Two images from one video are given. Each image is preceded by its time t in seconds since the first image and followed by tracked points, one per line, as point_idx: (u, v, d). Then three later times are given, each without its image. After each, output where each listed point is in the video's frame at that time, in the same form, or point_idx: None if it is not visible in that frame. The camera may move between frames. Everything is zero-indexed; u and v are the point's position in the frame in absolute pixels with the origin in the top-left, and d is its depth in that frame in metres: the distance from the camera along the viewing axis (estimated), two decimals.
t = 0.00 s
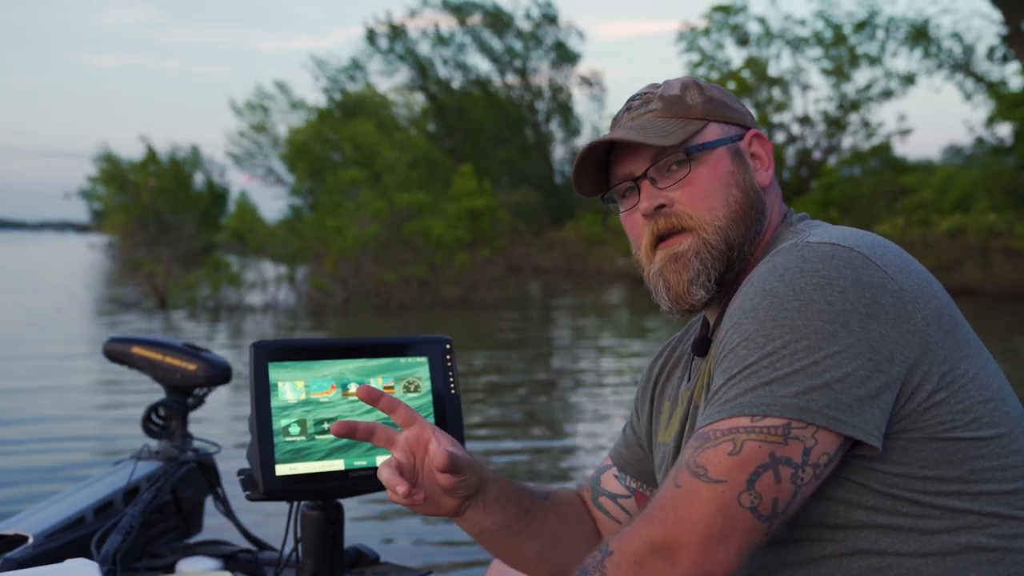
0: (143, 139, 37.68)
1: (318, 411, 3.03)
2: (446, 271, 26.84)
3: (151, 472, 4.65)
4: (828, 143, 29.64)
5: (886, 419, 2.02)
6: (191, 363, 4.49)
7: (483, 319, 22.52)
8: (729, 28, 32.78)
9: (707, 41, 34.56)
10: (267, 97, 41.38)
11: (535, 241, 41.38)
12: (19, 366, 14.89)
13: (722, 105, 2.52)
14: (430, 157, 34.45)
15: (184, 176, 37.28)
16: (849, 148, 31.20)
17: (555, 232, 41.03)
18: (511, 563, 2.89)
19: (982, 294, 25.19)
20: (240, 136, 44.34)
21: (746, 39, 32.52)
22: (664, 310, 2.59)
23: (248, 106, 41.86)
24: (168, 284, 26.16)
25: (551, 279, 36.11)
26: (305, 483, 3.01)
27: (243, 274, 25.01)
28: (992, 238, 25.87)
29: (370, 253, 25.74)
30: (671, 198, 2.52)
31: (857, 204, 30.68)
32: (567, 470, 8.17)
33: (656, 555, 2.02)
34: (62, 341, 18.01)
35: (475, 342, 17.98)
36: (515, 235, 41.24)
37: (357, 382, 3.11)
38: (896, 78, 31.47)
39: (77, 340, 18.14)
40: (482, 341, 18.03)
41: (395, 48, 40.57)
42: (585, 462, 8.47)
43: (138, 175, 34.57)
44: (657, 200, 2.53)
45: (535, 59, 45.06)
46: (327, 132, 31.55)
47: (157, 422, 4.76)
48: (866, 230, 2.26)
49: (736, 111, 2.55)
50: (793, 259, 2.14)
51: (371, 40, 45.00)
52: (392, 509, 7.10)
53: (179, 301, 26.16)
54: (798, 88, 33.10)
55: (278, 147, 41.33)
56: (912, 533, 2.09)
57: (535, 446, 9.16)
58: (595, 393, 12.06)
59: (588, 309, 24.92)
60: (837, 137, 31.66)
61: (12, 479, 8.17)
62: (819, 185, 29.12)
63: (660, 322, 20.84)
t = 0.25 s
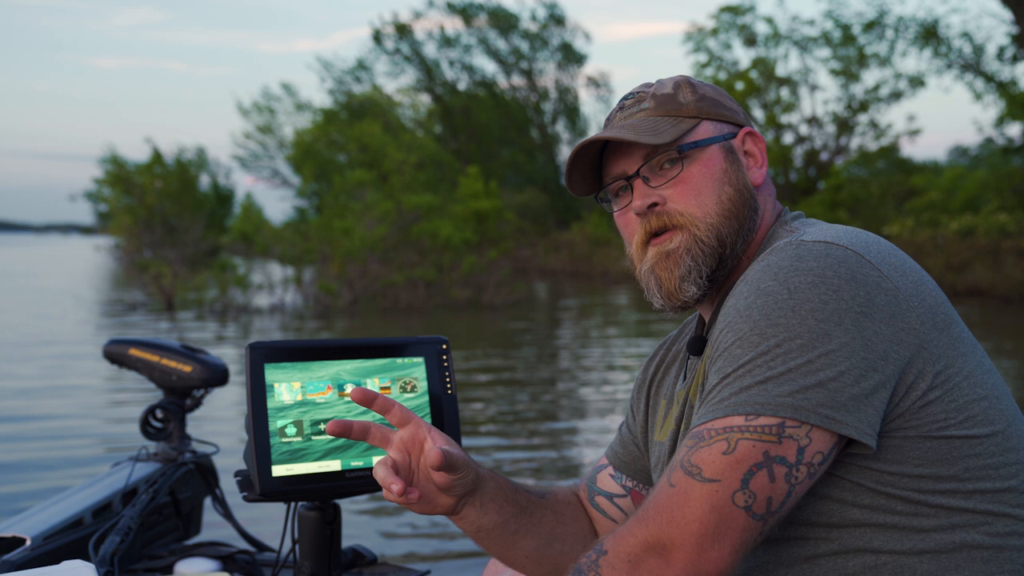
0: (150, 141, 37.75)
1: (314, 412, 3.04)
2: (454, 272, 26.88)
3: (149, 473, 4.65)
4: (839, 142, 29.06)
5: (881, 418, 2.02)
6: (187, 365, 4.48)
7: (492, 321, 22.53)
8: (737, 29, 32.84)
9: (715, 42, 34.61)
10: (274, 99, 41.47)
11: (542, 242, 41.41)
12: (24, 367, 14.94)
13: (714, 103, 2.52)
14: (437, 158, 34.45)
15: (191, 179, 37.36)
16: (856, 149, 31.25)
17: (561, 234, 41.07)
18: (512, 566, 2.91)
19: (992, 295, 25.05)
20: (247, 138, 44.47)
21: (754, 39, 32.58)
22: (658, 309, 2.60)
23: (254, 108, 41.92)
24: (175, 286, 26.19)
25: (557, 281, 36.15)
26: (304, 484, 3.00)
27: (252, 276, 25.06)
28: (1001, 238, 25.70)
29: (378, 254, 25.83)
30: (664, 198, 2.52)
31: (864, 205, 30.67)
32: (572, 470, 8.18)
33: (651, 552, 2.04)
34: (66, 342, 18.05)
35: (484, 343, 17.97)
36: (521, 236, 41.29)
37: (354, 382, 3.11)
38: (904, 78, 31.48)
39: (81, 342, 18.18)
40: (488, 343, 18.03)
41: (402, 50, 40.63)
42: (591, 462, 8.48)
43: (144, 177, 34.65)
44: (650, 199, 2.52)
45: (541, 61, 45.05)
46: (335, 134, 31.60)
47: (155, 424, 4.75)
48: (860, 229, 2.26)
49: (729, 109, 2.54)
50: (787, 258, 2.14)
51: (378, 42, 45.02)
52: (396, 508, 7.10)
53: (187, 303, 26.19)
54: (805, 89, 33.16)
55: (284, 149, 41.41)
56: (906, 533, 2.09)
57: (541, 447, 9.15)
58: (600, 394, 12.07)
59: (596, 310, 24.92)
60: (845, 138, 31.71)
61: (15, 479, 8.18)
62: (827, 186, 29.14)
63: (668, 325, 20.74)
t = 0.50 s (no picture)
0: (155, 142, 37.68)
1: (310, 413, 3.04)
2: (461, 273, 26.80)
3: (147, 475, 4.64)
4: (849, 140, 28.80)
5: (876, 418, 2.02)
6: (181, 367, 4.48)
7: (500, 323, 22.44)
8: (744, 28, 32.71)
9: (723, 42, 34.46)
10: (280, 99, 41.35)
11: (548, 242, 41.31)
12: (27, 368, 14.92)
13: (705, 102, 2.52)
14: (444, 159, 34.29)
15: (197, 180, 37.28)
16: (864, 148, 31.14)
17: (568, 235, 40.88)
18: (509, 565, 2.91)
19: (1004, 295, 24.81)
20: (251, 139, 44.33)
21: (761, 39, 32.47)
22: (653, 309, 2.60)
23: (259, 109, 41.77)
24: (182, 288, 26.12)
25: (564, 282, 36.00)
26: (301, 485, 3.00)
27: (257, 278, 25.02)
28: (1012, 238, 25.51)
29: (385, 255, 25.72)
30: (656, 197, 2.52)
31: (873, 205, 30.60)
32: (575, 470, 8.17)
33: (647, 553, 2.05)
34: (69, 344, 18.02)
35: (493, 345, 17.92)
36: (527, 237, 41.18)
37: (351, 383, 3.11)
38: (913, 78, 31.33)
39: (84, 344, 18.14)
40: (494, 344, 18.00)
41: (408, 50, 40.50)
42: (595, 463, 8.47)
43: (149, 178, 34.51)
44: (641, 199, 2.53)
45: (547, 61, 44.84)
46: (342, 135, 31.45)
47: (152, 426, 4.75)
48: (855, 228, 2.26)
49: (720, 109, 2.54)
50: (782, 258, 2.14)
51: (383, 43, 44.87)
52: (398, 509, 7.08)
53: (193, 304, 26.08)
54: (813, 88, 33.03)
55: (290, 150, 41.29)
56: (902, 532, 2.09)
57: (547, 447, 9.13)
58: (605, 395, 12.04)
59: (604, 312, 24.84)
60: (854, 137, 31.66)
61: (17, 480, 8.17)
62: (836, 187, 29.07)
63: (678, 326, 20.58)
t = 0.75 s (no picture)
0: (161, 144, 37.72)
1: (310, 414, 3.04)
2: (469, 274, 26.80)
3: (147, 477, 4.66)
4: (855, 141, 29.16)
5: (875, 418, 2.02)
6: (180, 368, 4.48)
7: (508, 324, 22.46)
8: (751, 28, 32.72)
9: (730, 42, 34.48)
10: (286, 101, 41.39)
11: (555, 243, 41.33)
12: (31, 371, 14.94)
13: (700, 105, 2.53)
14: (450, 160, 34.32)
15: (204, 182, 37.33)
16: (871, 147, 31.14)
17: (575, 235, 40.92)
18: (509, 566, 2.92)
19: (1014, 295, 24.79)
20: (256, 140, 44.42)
21: (768, 38, 32.50)
22: (649, 312, 2.60)
23: (264, 111, 41.84)
24: (189, 289, 26.18)
25: (571, 282, 36.02)
26: (301, 487, 3.00)
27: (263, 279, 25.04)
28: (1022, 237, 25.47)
29: (393, 256, 25.75)
30: (650, 201, 2.53)
31: (881, 204, 30.63)
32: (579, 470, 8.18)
33: (646, 554, 2.05)
34: (74, 346, 18.05)
35: (503, 346, 17.95)
36: (533, 237, 41.21)
37: (350, 385, 3.12)
38: (921, 77, 31.34)
39: (90, 345, 18.15)
40: (501, 345, 18.03)
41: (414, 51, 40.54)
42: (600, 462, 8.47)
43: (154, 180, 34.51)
44: (637, 204, 2.53)
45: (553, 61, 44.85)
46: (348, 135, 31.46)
47: (153, 427, 4.76)
48: (854, 229, 2.26)
49: (717, 110, 2.55)
50: (781, 258, 2.15)
51: (388, 43, 44.85)
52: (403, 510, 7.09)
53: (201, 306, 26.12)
54: (821, 88, 33.07)
55: (296, 152, 41.33)
56: (901, 532, 2.09)
57: (552, 447, 9.14)
58: (610, 395, 12.04)
59: (612, 312, 24.86)
60: (861, 137, 31.66)
61: (21, 483, 8.18)
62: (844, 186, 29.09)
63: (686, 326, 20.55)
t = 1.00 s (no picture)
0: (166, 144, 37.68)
1: (310, 415, 3.04)
2: (478, 274, 26.77)
3: (147, 477, 4.65)
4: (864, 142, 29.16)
5: (876, 420, 2.01)
6: (180, 369, 4.48)
7: (516, 325, 22.44)
8: (759, 28, 32.65)
9: (738, 42, 34.43)
10: (293, 101, 41.33)
11: (561, 243, 41.29)
12: (34, 372, 14.92)
13: (703, 105, 2.52)
14: (458, 160, 34.28)
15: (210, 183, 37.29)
16: (880, 148, 31.11)
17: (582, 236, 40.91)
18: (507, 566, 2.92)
19: None
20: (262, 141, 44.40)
21: (776, 38, 32.44)
22: (649, 313, 2.60)
23: (270, 111, 41.85)
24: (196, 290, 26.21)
25: (578, 283, 36.01)
26: (301, 488, 3.00)
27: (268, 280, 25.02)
28: None
29: (401, 257, 25.78)
30: (651, 202, 2.52)
31: (890, 205, 30.62)
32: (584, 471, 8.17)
33: (647, 554, 2.05)
34: (80, 347, 18.06)
35: (512, 347, 17.93)
36: (540, 238, 41.14)
37: (351, 385, 3.11)
38: (931, 78, 31.28)
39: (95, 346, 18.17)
40: (508, 346, 18.02)
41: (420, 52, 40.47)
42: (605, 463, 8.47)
43: (161, 181, 34.49)
44: (637, 204, 2.53)
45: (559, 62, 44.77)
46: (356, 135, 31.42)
47: (153, 428, 4.76)
48: (854, 229, 2.26)
49: (719, 111, 2.54)
50: (782, 259, 2.14)
51: (395, 43, 44.79)
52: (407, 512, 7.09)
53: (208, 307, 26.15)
54: (829, 88, 33.02)
55: (302, 152, 41.28)
56: (903, 533, 2.09)
57: (557, 449, 9.13)
58: (615, 396, 12.03)
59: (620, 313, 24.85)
60: (869, 137, 31.63)
61: (22, 483, 8.17)
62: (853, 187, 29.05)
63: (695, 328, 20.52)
